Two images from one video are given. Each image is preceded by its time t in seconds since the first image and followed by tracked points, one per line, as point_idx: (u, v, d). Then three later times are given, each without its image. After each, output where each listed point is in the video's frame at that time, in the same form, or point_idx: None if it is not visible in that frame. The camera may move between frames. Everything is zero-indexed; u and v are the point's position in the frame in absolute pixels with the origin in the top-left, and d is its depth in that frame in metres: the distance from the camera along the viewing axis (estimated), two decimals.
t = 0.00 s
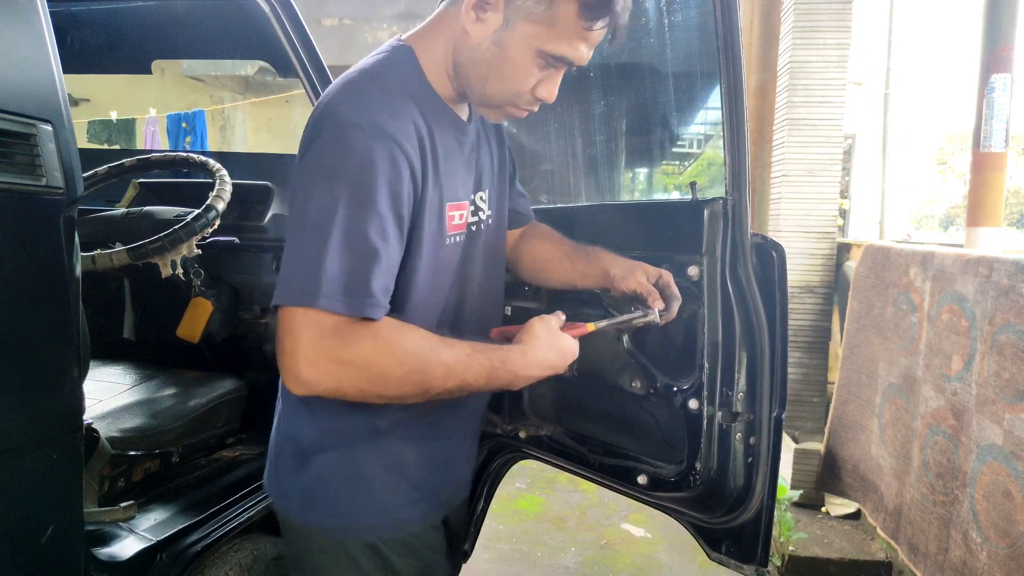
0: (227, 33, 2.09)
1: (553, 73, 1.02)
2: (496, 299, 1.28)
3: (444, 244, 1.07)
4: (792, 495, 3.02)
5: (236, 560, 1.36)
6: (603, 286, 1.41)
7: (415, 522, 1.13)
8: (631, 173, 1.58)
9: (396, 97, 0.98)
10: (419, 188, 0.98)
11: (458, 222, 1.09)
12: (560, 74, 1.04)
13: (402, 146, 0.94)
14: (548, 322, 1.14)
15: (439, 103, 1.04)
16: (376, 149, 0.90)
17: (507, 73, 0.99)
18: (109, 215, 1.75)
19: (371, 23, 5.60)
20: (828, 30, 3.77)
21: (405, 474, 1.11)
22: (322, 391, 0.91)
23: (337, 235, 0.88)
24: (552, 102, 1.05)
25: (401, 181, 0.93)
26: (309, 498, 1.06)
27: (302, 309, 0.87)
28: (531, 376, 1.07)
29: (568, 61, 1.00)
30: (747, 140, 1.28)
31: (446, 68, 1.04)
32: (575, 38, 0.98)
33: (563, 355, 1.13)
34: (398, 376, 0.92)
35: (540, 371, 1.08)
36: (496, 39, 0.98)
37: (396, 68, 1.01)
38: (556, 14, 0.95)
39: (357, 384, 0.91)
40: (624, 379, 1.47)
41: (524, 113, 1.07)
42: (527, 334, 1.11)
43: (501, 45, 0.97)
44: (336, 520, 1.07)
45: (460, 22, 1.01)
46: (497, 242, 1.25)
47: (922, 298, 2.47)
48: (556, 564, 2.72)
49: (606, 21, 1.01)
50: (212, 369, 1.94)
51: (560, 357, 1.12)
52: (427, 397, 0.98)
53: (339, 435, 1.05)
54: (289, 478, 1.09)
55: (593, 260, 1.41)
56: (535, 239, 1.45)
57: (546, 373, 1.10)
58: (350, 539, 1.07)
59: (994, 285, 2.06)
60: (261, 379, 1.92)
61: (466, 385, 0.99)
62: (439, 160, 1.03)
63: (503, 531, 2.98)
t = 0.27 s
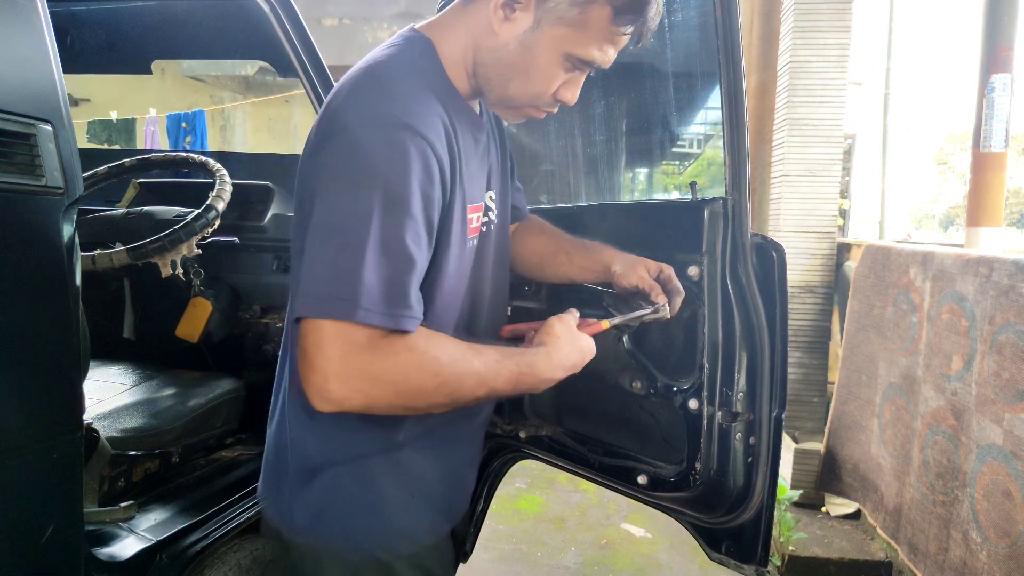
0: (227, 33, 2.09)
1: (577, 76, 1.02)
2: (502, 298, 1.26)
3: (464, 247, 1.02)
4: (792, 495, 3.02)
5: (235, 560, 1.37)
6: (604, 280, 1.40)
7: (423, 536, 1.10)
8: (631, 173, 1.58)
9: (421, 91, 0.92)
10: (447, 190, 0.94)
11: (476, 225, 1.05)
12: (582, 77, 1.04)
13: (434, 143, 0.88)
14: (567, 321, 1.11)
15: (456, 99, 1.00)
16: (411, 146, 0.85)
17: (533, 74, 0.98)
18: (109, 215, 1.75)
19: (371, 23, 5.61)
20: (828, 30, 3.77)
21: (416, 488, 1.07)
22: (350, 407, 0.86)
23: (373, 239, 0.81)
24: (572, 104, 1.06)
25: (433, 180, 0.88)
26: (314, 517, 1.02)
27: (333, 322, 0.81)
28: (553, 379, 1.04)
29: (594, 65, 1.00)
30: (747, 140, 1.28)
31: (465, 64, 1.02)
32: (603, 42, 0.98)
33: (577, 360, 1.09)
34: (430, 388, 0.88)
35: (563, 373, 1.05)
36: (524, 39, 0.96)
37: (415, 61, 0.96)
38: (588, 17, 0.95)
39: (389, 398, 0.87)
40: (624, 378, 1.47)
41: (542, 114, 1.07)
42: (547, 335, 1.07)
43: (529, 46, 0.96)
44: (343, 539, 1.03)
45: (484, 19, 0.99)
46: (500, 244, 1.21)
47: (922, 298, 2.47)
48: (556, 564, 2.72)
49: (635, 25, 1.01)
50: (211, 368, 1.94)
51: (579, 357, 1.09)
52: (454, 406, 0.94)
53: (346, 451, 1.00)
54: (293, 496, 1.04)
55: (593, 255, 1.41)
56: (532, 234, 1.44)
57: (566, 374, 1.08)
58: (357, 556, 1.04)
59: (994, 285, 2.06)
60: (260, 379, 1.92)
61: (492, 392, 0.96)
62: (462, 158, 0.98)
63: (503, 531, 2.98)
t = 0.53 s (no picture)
0: (227, 33, 2.09)
1: (582, 79, 1.02)
2: (502, 298, 1.26)
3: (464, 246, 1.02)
4: (792, 495, 3.01)
5: (235, 560, 1.40)
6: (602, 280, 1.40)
7: (423, 543, 1.08)
8: (631, 173, 1.58)
9: (427, 88, 0.92)
10: (449, 188, 0.94)
11: (477, 224, 1.05)
12: (587, 79, 1.04)
13: (437, 139, 0.88)
14: (566, 320, 1.11)
15: (461, 97, 1.00)
16: (415, 141, 0.84)
17: (539, 76, 0.98)
18: (109, 215, 1.75)
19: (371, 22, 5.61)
20: (828, 30, 3.77)
21: (415, 492, 1.06)
22: (349, 403, 0.85)
23: (374, 233, 0.81)
24: (576, 107, 1.06)
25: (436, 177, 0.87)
26: (312, 521, 1.02)
27: (332, 314, 0.80)
28: (552, 378, 1.04)
29: (600, 67, 1.01)
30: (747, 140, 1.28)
31: (470, 65, 1.01)
32: (610, 45, 0.98)
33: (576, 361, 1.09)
34: (430, 385, 0.87)
35: (562, 372, 1.05)
36: (530, 41, 0.96)
37: (421, 58, 0.96)
38: (596, 20, 0.95)
39: (388, 395, 0.86)
40: (624, 378, 1.47)
41: (547, 117, 1.07)
42: (545, 334, 1.07)
43: (536, 48, 0.96)
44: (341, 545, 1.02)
45: (490, 20, 0.99)
46: (501, 244, 1.21)
47: (922, 298, 2.46)
48: (556, 564, 2.72)
49: (642, 28, 1.02)
50: (210, 368, 1.94)
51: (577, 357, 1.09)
52: (453, 405, 0.93)
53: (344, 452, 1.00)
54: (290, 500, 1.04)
55: (592, 254, 1.41)
56: (529, 234, 1.44)
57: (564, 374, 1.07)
58: (355, 563, 1.02)
59: (994, 285, 2.06)
60: (260, 380, 1.92)
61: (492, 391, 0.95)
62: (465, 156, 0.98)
63: (503, 531, 2.98)
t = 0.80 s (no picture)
0: (227, 34, 2.09)
1: (581, 78, 1.02)
2: (501, 295, 1.26)
3: (461, 243, 1.02)
4: (792, 495, 3.01)
5: (235, 560, 1.40)
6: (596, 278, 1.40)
7: (421, 544, 1.08)
8: (631, 173, 1.58)
9: (426, 84, 0.93)
10: (444, 183, 0.93)
11: (475, 222, 1.05)
12: (586, 79, 1.04)
13: (434, 134, 0.89)
14: (560, 315, 1.10)
15: (461, 95, 1.00)
16: (411, 135, 0.85)
17: (537, 75, 0.98)
18: (109, 215, 1.75)
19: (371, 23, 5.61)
20: (828, 30, 3.77)
21: (410, 493, 1.05)
22: (338, 394, 0.85)
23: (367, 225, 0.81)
24: (575, 106, 1.07)
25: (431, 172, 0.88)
26: (308, 520, 1.02)
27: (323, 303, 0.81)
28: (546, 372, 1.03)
29: (598, 67, 1.01)
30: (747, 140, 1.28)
31: (469, 64, 1.01)
32: (608, 44, 0.98)
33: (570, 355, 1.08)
34: (421, 376, 0.87)
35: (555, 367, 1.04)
36: (529, 40, 0.96)
37: (422, 55, 0.96)
38: (594, 19, 0.95)
39: (378, 385, 0.85)
40: (624, 378, 1.47)
41: (546, 116, 1.07)
42: (540, 327, 1.06)
43: (534, 47, 0.96)
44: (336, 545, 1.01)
45: (489, 20, 0.99)
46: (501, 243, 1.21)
47: (922, 298, 2.46)
48: (556, 564, 2.72)
49: (641, 28, 1.02)
50: (209, 368, 1.94)
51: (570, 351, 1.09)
52: (445, 399, 0.93)
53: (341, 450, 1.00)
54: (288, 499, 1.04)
55: (589, 252, 1.40)
56: (527, 233, 1.44)
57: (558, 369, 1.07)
58: (351, 563, 1.02)
59: (994, 285, 2.06)
60: (260, 379, 1.92)
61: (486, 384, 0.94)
62: (463, 153, 0.98)
63: (503, 531, 2.98)
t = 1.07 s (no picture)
0: (227, 34, 2.09)
1: (583, 80, 1.03)
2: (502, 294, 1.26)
3: (462, 242, 1.02)
4: (792, 495, 3.01)
5: (236, 560, 1.40)
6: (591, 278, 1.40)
7: (421, 545, 1.08)
8: (631, 173, 1.58)
9: (430, 82, 0.93)
10: (447, 179, 0.94)
11: (476, 221, 1.05)
12: (588, 80, 1.05)
13: (437, 130, 0.89)
14: (559, 309, 1.10)
15: (465, 94, 1.00)
16: (416, 129, 0.85)
17: (540, 76, 0.98)
18: (109, 215, 1.75)
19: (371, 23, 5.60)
20: (828, 30, 3.77)
21: (410, 494, 1.05)
22: (344, 385, 0.83)
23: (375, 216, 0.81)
24: (577, 108, 1.07)
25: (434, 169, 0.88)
26: (309, 520, 1.02)
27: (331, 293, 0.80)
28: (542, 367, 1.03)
29: (600, 68, 1.01)
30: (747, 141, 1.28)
31: (473, 65, 1.01)
32: (610, 45, 0.98)
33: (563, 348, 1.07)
34: (426, 368, 0.86)
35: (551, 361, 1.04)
36: (533, 41, 0.96)
37: (427, 52, 0.97)
38: (598, 20, 0.95)
39: (383, 376, 0.84)
40: (624, 378, 1.47)
41: (548, 118, 1.07)
42: (539, 320, 1.06)
43: (538, 48, 0.96)
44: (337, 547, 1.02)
45: (492, 21, 0.99)
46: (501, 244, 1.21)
47: (922, 298, 2.46)
48: (556, 564, 2.72)
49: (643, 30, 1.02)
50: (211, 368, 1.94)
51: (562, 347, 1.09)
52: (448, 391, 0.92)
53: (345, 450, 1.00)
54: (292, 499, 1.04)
55: (584, 252, 1.40)
56: (525, 233, 1.44)
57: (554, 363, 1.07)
58: (351, 564, 1.02)
59: (994, 285, 2.06)
60: (260, 379, 1.93)
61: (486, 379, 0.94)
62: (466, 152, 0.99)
63: (503, 531, 2.98)
